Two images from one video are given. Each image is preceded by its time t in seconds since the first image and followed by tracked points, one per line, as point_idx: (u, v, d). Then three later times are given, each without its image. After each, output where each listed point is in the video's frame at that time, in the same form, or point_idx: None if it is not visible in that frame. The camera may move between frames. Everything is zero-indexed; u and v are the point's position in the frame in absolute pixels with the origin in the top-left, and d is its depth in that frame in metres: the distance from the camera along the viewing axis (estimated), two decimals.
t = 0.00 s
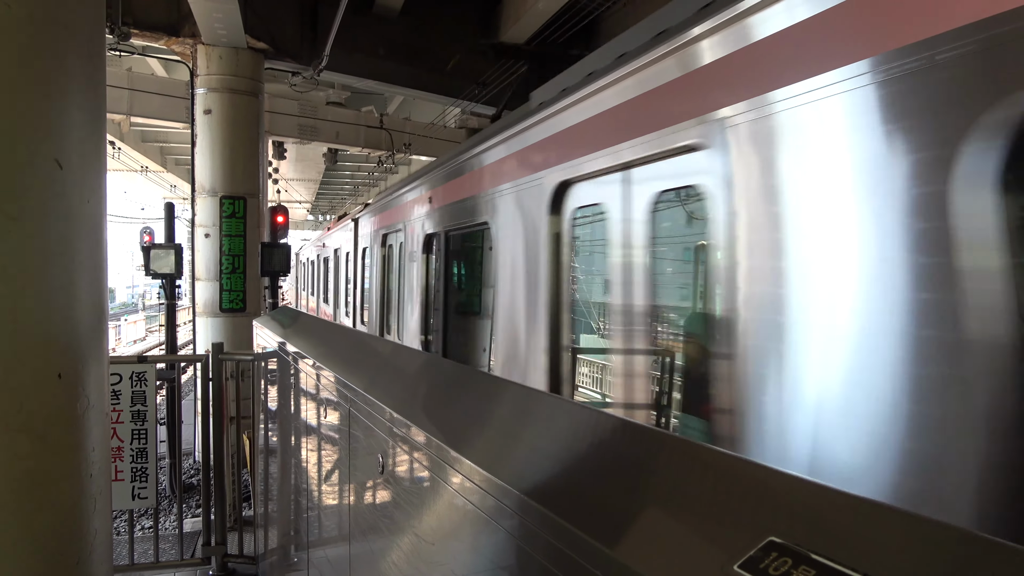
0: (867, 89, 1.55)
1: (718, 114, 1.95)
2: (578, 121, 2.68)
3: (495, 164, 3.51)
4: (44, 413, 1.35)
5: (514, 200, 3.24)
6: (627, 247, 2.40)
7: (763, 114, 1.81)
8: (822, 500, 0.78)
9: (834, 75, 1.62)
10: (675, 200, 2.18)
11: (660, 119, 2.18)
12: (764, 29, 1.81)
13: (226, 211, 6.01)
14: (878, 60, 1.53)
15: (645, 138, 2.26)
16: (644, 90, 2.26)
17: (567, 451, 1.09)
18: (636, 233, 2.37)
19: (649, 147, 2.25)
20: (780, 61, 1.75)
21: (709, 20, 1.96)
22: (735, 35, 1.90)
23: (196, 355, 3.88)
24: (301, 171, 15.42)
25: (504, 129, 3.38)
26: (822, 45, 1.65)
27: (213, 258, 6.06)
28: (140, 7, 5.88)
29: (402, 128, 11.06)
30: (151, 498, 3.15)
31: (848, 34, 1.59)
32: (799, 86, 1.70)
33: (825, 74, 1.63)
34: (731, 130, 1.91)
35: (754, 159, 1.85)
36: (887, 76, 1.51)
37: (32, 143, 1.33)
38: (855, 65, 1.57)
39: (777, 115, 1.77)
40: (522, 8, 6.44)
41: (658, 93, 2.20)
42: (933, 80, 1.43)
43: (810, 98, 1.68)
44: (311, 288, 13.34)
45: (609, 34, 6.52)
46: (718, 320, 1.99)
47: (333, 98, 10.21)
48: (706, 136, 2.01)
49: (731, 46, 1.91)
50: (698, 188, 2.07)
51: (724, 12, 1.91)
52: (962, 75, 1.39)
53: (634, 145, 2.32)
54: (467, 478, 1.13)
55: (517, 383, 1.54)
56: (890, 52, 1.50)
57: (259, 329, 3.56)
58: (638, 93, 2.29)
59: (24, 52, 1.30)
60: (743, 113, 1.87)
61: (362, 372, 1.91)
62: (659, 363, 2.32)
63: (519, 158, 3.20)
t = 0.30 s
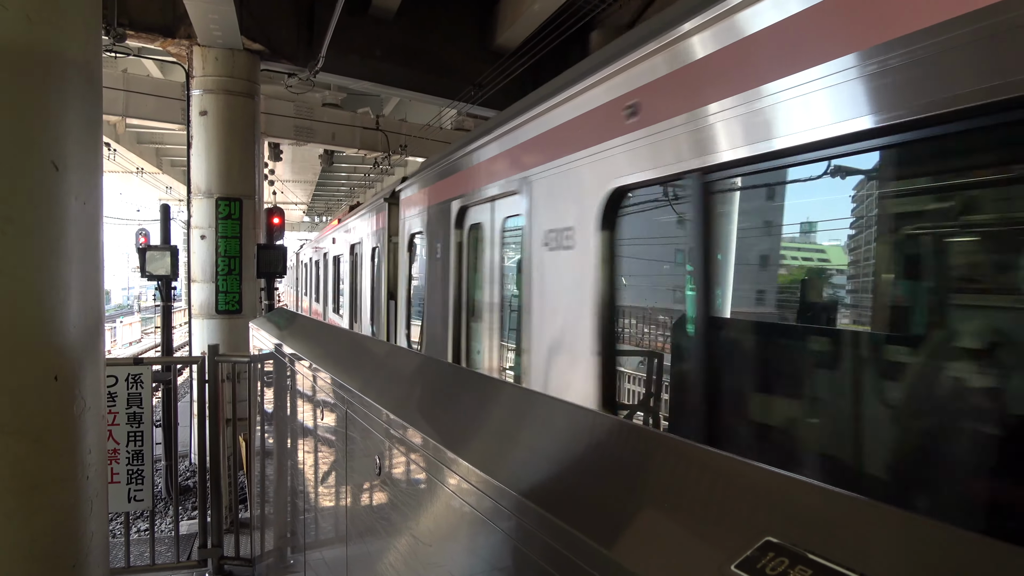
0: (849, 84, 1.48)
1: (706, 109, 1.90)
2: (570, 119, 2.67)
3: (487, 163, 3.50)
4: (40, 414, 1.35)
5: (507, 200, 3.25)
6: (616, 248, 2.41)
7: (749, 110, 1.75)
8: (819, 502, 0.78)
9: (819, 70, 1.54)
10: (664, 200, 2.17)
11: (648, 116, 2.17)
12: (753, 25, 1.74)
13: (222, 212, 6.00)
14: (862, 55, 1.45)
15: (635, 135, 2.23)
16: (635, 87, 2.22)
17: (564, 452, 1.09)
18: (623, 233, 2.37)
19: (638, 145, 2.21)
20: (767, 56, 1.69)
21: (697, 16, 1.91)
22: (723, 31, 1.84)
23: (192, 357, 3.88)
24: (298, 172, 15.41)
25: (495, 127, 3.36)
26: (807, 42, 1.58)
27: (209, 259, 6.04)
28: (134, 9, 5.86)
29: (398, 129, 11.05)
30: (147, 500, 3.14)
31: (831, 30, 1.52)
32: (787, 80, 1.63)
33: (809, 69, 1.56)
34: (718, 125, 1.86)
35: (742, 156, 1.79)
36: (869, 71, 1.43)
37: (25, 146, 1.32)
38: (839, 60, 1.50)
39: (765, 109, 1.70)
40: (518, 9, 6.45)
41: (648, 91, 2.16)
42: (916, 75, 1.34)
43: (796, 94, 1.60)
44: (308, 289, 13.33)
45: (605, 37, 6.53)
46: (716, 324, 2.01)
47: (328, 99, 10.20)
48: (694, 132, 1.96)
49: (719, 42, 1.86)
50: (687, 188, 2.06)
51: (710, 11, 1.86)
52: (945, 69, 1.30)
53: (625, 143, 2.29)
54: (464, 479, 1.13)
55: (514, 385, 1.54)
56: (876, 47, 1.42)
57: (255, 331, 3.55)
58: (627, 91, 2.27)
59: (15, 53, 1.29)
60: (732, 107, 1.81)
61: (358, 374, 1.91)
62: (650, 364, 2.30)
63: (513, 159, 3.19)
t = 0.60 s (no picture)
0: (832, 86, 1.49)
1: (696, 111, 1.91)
2: (565, 121, 2.67)
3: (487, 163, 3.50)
4: (37, 415, 1.35)
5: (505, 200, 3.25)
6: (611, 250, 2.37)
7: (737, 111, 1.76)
8: (817, 505, 0.78)
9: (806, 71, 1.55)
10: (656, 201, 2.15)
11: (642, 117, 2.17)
12: (742, 28, 1.76)
13: (218, 213, 5.99)
14: (847, 57, 1.45)
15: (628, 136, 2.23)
16: (630, 87, 2.22)
17: (560, 453, 1.09)
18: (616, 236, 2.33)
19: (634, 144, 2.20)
20: (753, 59, 1.71)
21: (689, 19, 1.92)
22: (714, 32, 1.86)
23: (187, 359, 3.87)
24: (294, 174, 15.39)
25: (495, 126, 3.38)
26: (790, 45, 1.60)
27: (204, 260, 6.03)
28: (131, 9, 5.86)
29: (395, 131, 11.05)
30: (142, 502, 3.13)
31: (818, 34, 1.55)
32: (776, 81, 1.64)
33: (796, 70, 1.57)
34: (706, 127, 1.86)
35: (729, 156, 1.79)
36: (854, 73, 1.44)
37: (23, 147, 1.32)
38: (824, 62, 1.50)
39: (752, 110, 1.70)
40: (515, 11, 6.46)
41: (641, 92, 2.17)
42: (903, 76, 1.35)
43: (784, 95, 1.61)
44: (304, 291, 13.30)
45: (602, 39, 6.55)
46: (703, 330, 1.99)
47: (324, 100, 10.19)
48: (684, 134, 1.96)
49: (710, 44, 1.87)
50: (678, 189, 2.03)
51: (701, 12, 1.87)
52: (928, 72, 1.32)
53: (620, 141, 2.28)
54: (460, 481, 1.14)
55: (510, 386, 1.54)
56: (860, 49, 1.42)
57: (251, 333, 3.55)
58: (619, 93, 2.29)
59: (13, 57, 1.30)
60: (720, 109, 1.82)
61: (354, 375, 1.91)
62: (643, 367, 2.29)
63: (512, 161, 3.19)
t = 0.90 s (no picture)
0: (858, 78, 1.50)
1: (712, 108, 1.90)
2: (573, 119, 2.65)
3: (490, 163, 3.50)
4: (36, 417, 1.35)
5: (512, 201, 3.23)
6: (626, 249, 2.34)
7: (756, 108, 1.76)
8: (816, 507, 0.78)
9: (824, 67, 1.56)
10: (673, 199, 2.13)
11: (650, 114, 2.16)
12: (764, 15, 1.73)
13: (215, 215, 5.99)
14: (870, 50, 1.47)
15: (643, 134, 2.22)
16: (642, 81, 2.20)
17: (558, 454, 1.10)
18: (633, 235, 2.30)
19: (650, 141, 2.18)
20: (770, 53, 1.70)
21: (704, 10, 1.89)
22: (733, 22, 1.82)
23: (184, 360, 3.87)
24: (291, 176, 15.39)
25: (499, 125, 3.37)
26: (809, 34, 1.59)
27: (201, 262, 6.03)
28: (129, 11, 5.85)
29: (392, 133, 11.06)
30: (138, 503, 3.13)
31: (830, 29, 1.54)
32: (793, 77, 1.64)
33: (815, 65, 1.58)
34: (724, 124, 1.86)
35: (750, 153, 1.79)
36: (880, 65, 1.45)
37: (24, 149, 1.33)
38: (847, 56, 1.52)
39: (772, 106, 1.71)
40: (513, 13, 6.46)
41: (656, 87, 2.13)
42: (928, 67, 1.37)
43: (805, 90, 1.61)
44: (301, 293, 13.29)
45: (599, 41, 6.55)
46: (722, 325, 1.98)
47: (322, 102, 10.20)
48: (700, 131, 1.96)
49: (729, 34, 1.84)
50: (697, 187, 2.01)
51: (716, 3, 1.84)
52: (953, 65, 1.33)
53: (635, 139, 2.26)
54: (457, 483, 1.14)
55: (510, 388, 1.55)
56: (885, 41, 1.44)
57: (248, 334, 3.54)
58: (629, 88, 2.27)
59: (14, 58, 1.30)
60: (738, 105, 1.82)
61: (352, 377, 1.91)
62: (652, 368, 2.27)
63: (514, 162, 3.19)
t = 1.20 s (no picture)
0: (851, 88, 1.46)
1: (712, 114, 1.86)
2: (574, 122, 2.64)
3: (489, 166, 3.49)
4: (31, 419, 1.35)
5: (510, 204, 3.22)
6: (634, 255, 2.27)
7: (753, 115, 1.72)
8: (814, 508, 0.78)
9: (825, 73, 1.51)
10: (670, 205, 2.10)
11: (649, 118, 2.15)
12: (755, 28, 1.74)
13: (212, 217, 5.98)
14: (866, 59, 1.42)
15: (641, 140, 2.19)
16: (638, 92, 2.21)
17: (555, 456, 1.10)
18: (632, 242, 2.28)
19: (647, 147, 2.15)
20: (764, 64, 1.70)
21: (702, 20, 1.89)
22: (727, 34, 1.83)
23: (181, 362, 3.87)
24: (288, 177, 15.38)
25: (498, 131, 3.37)
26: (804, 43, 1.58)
27: (198, 263, 6.02)
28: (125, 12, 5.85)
29: (389, 135, 11.05)
30: (135, 506, 3.12)
31: (823, 39, 1.53)
32: (794, 84, 1.59)
33: (814, 73, 1.53)
34: (723, 130, 1.82)
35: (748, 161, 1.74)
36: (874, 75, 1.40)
37: (19, 151, 1.32)
38: (844, 64, 1.47)
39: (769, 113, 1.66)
40: (510, 16, 6.47)
41: (652, 96, 2.13)
42: (913, 80, 1.33)
43: (802, 97, 1.57)
44: (298, 295, 13.28)
45: (596, 44, 6.56)
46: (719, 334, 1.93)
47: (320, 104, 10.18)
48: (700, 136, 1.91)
49: (723, 46, 1.84)
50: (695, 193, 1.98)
51: (714, 14, 1.85)
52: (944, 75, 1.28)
53: (633, 145, 2.23)
54: (454, 484, 1.14)
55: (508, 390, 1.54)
56: (877, 50, 1.40)
57: (245, 336, 3.53)
58: (630, 94, 2.26)
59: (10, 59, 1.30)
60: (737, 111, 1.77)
61: (349, 380, 1.91)
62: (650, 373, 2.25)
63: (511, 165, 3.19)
